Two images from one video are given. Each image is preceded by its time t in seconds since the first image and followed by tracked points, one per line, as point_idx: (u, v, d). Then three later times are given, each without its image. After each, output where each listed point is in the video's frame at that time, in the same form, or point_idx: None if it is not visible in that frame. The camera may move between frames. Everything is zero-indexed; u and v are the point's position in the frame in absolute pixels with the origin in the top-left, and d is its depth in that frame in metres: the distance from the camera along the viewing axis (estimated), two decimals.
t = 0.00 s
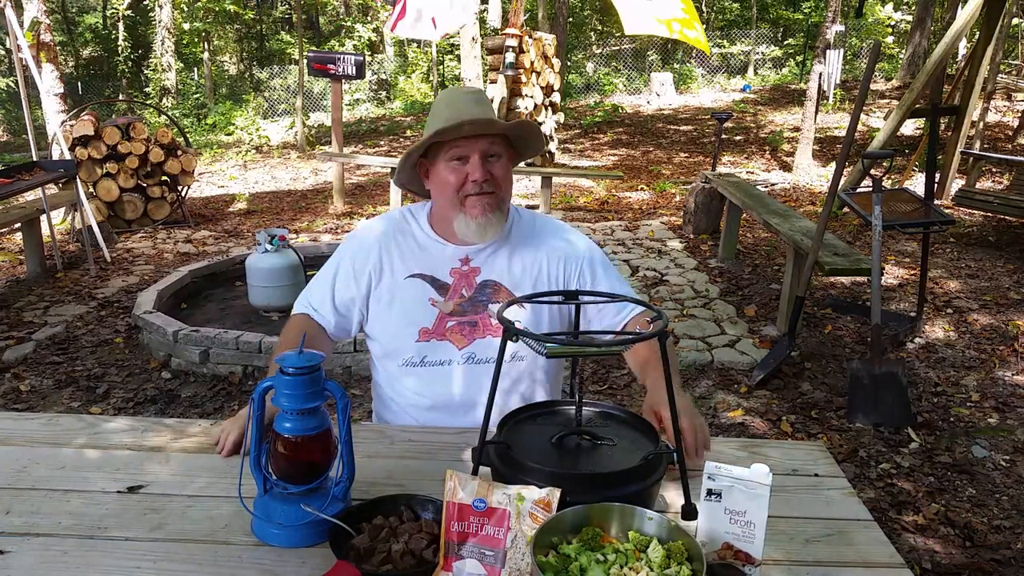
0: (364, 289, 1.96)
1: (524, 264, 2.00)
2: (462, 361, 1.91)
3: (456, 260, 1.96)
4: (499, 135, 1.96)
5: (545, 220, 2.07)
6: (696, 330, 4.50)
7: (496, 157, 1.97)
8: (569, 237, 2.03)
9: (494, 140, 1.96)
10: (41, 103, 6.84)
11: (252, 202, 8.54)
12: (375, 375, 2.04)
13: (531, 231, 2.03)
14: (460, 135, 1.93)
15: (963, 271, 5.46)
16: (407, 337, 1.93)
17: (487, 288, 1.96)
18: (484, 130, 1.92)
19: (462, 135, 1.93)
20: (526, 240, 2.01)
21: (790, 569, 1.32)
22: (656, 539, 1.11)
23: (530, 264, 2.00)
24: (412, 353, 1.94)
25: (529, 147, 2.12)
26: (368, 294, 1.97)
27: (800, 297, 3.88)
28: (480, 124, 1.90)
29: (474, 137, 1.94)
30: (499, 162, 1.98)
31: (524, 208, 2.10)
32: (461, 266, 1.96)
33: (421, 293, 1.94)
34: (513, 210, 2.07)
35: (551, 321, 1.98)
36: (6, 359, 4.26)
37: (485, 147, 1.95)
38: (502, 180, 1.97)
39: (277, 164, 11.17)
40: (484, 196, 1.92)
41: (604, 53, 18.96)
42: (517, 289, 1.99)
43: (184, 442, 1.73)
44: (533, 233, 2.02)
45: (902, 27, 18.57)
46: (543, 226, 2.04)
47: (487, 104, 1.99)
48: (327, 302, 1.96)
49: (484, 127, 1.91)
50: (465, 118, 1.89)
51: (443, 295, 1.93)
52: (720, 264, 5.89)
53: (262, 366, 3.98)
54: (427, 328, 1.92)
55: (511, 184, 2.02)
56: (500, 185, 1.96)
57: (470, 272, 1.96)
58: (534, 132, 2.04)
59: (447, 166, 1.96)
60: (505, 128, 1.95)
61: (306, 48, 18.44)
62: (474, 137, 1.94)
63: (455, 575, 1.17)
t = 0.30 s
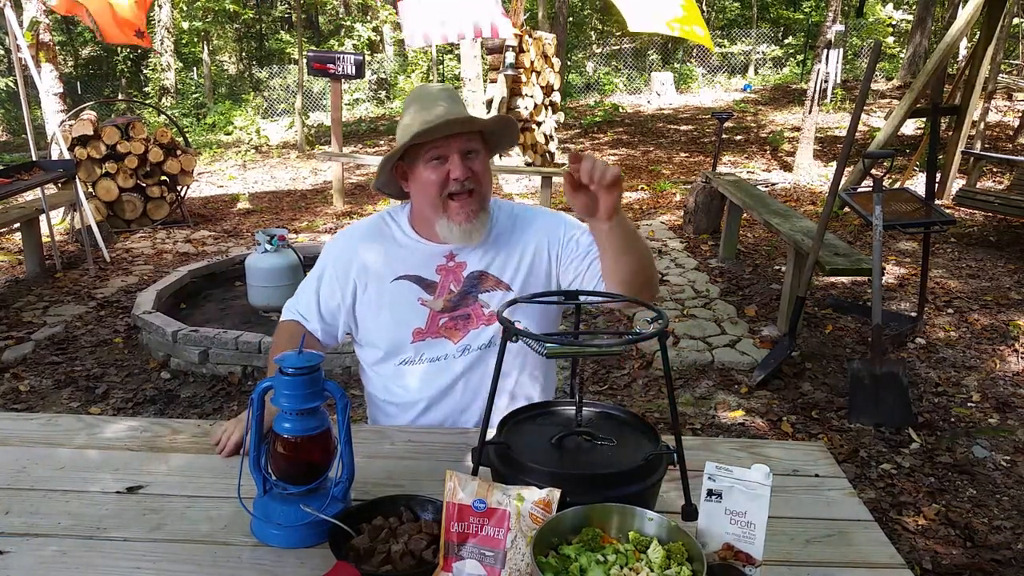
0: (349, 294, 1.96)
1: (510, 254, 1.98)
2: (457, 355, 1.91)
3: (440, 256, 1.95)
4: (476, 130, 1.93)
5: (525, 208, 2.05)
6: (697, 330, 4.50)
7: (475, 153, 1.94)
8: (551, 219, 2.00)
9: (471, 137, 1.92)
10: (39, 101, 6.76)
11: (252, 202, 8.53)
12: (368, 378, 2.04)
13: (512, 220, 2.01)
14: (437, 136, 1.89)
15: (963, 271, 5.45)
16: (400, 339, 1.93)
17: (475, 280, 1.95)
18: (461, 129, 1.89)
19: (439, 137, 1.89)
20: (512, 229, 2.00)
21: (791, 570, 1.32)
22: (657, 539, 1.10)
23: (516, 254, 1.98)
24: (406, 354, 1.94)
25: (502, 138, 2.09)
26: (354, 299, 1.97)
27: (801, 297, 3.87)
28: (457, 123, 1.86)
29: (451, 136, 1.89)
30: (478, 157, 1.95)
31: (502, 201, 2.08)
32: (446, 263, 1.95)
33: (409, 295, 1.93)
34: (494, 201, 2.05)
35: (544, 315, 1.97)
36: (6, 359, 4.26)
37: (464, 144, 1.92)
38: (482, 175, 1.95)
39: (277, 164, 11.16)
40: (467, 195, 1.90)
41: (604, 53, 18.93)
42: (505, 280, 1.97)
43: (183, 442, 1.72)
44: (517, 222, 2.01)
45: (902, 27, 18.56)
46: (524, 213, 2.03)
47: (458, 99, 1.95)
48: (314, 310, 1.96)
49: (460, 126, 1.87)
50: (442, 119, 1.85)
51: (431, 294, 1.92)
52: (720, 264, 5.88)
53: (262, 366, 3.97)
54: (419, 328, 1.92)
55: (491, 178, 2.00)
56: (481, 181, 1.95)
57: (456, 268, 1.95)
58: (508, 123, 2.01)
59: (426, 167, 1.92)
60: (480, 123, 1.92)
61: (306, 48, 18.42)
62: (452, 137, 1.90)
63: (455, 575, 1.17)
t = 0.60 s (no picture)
0: (343, 297, 1.97)
1: (502, 252, 1.97)
2: (451, 355, 1.91)
3: (432, 257, 1.94)
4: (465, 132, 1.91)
5: (517, 206, 2.04)
6: (697, 330, 4.50)
7: (464, 156, 1.92)
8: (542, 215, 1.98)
9: (460, 139, 1.90)
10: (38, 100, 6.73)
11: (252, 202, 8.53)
12: (364, 380, 2.04)
13: (502, 218, 2.00)
14: (424, 139, 1.87)
15: (963, 271, 5.46)
16: (394, 340, 1.93)
17: (467, 280, 1.94)
18: (448, 131, 1.86)
19: (427, 140, 1.87)
20: (503, 228, 1.99)
21: (790, 570, 1.32)
22: (657, 540, 1.10)
23: (508, 253, 1.97)
24: (400, 355, 1.94)
25: (493, 141, 2.07)
26: (348, 301, 1.97)
27: (801, 297, 3.88)
28: (444, 125, 1.84)
29: (439, 138, 1.88)
30: (467, 160, 1.93)
31: (495, 199, 2.07)
32: (438, 263, 1.94)
33: (402, 296, 1.92)
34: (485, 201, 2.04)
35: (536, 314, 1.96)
36: (6, 359, 4.26)
37: (452, 147, 1.90)
38: (472, 177, 1.93)
39: (277, 164, 11.16)
40: (456, 197, 1.87)
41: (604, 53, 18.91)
42: (494, 279, 1.95)
43: (183, 442, 1.72)
44: (508, 219, 2.00)
45: (902, 27, 18.56)
46: (515, 211, 2.02)
47: (446, 100, 1.93)
48: (309, 312, 1.97)
49: (447, 128, 1.85)
50: (429, 121, 1.83)
51: (424, 294, 1.92)
52: (720, 264, 5.88)
53: (261, 366, 3.97)
54: (412, 329, 1.92)
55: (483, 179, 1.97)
56: (471, 183, 1.92)
57: (448, 268, 1.94)
58: (498, 125, 1.99)
59: (415, 169, 1.90)
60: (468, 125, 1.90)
61: (306, 48, 18.41)
62: (440, 139, 1.88)
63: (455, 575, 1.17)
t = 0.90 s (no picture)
0: (339, 300, 1.97)
1: (498, 260, 1.98)
2: (445, 363, 1.91)
3: (427, 263, 1.95)
4: (458, 139, 1.90)
5: (514, 212, 2.06)
6: (697, 330, 4.50)
7: (456, 163, 1.92)
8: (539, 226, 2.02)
9: (452, 146, 1.90)
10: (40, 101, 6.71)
11: (252, 202, 8.53)
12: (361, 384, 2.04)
13: (499, 225, 2.01)
14: (415, 146, 1.88)
15: (963, 271, 5.46)
16: (389, 346, 1.93)
17: (462, 288, 1.95)
18: (439, 138, 1.86)
19: (418, 146, 1.87)
20: (499, 235, 2.00)
21: (790, 570, 1.32)
22: (656, 539, 1.10)
23: (504, 261, 1.98)
24: (395, 362, 1.94)
25: (491, 146, 2.06)
26: (344, 305, 1.98)
27: (800, 297, 3.88)
28: (434, 132, 1.84)
29: (430, 145, 1.88)
30: (460, 167, 1.93)
31: (493, 203, 2.08)
32: (433, 269, 1.95)
33: (397, 302, 1.93)
34: (482, 207, 2.05)
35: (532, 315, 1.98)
36: (6, 359, 4.26)
37: (444, 154, 1.90)
38: (463, 185, 1.93)
39: (277, 164, 11.17)
40: (445, 206, 1.87)
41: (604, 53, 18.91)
42: (492, 288, 1.97)
43: (184, 442, 1.72)
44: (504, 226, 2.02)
45: (902, 27, 18.57)
46: (512, 218, 2.03)
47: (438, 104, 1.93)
48: (305, 315, 1.97)
49: (438, 135, 1.85)
50: (419, 129, 1.83)
51: (419, 300, 1.93)
52: (720, 264, 5.88)
53: (261, 366, 3.96)
54: (407, 335, 1.92)
55: (476, 187, 1.97)
56: (462, 192, 1.92)
57: (443, 275, 1.95)
58: (494, 131, 1.98)
59: (406, 176, 1.92)
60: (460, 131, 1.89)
61: (306, 48, 18.42)
62: (431, 146, 1.88)
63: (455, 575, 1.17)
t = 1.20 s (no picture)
0: (345, 298, 1.97)
1: (506, 272, 1.98)
2: (447, 370, 1.91)
3: (436, 269, 1.95)
4: (477, 154, 1.89)
5: (527, 220, 2.05)
6: (697, 330, 4.50)
7: (471, 177, 1.91)
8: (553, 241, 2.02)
9: (470, 160, 1.89)
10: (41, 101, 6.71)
11: (252, 202, 8.53)
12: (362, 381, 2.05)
13: (513, 235, 2.01)
14: (431, 154, 1.87)
15: (963, 271, 5.46)
16: (392, 348, 1.93)
17: (470, 298, 1.95)
18: (456, 150, 1.85)
19: (434, 155, 1.86)
20: (512, 245, 2.00)
21: (790, 570, 1.32)
22: (656, 539, 1.10)
23: (513, 272, 1.99)
24: (396, 365, 1.94)
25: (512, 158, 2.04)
26: (349, 302, 1.97)
27: (800, 297, 3.88)
28: (451, 145, 1.83)
29: (446, 156, 1.87)
30: (474, 181, 1.92)
31: (506, 210, 2.08)
32: (442, 276, 1.95)
33: (403, 305, 1.92)
34: (497, 214, 2.04)
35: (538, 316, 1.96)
36: (6, 359, 4.26)
37: (460, 166, 1.89)
38: (476, 199, 1.92)
39: (277, 164, 11.16)
40: (454, 216, 1.87)
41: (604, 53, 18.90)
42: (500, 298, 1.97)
43: (184, 442, 1.72)
44: (517, 236, 2.01)
45: (902, 27, 18.57)
46: (526, 229, 2.03)
47: (463, 115, 1.91)
48: (309, 309, 1.97)
49: (456, 148, 1.84)
50: (436, 139, 1.82)
51: (425, 306, 1.92)
52: (720, 264, 5.88)
53: (261, 367, 3.97)
54: (411, 340, 1.92)
55: (489, 202, 1.96)
56: (475, 205, 1.91)
57: (451, 282, 1.95)
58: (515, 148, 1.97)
59: (420, 181, 1.91)
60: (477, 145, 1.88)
61: (307, 47, 18.42)
62: (448, 156, 1.87)
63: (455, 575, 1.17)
